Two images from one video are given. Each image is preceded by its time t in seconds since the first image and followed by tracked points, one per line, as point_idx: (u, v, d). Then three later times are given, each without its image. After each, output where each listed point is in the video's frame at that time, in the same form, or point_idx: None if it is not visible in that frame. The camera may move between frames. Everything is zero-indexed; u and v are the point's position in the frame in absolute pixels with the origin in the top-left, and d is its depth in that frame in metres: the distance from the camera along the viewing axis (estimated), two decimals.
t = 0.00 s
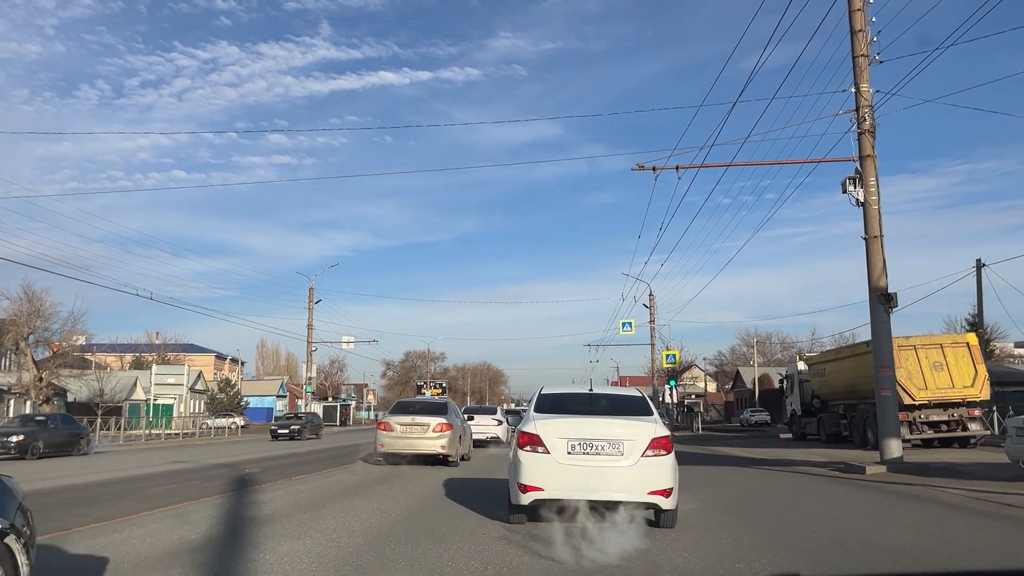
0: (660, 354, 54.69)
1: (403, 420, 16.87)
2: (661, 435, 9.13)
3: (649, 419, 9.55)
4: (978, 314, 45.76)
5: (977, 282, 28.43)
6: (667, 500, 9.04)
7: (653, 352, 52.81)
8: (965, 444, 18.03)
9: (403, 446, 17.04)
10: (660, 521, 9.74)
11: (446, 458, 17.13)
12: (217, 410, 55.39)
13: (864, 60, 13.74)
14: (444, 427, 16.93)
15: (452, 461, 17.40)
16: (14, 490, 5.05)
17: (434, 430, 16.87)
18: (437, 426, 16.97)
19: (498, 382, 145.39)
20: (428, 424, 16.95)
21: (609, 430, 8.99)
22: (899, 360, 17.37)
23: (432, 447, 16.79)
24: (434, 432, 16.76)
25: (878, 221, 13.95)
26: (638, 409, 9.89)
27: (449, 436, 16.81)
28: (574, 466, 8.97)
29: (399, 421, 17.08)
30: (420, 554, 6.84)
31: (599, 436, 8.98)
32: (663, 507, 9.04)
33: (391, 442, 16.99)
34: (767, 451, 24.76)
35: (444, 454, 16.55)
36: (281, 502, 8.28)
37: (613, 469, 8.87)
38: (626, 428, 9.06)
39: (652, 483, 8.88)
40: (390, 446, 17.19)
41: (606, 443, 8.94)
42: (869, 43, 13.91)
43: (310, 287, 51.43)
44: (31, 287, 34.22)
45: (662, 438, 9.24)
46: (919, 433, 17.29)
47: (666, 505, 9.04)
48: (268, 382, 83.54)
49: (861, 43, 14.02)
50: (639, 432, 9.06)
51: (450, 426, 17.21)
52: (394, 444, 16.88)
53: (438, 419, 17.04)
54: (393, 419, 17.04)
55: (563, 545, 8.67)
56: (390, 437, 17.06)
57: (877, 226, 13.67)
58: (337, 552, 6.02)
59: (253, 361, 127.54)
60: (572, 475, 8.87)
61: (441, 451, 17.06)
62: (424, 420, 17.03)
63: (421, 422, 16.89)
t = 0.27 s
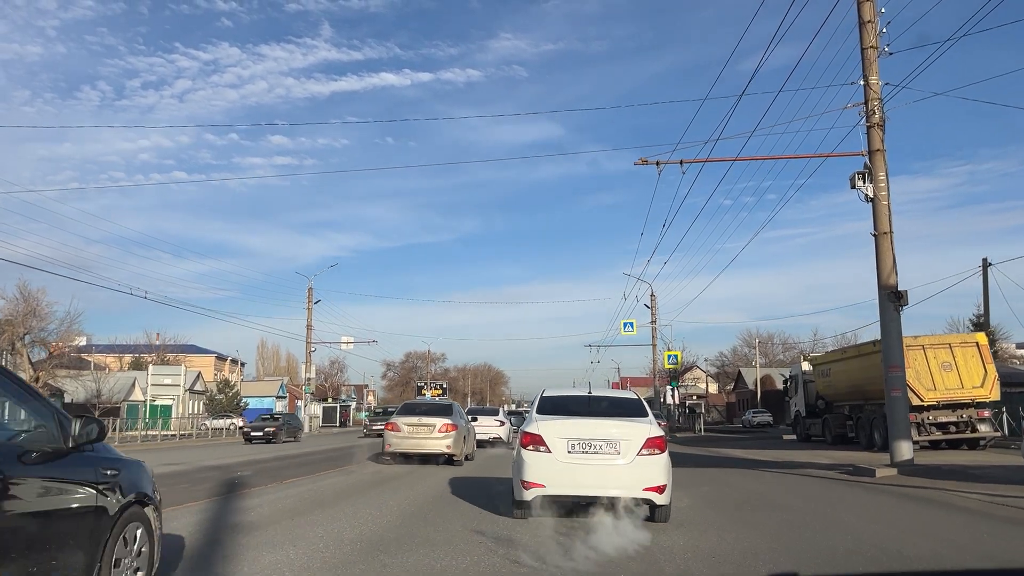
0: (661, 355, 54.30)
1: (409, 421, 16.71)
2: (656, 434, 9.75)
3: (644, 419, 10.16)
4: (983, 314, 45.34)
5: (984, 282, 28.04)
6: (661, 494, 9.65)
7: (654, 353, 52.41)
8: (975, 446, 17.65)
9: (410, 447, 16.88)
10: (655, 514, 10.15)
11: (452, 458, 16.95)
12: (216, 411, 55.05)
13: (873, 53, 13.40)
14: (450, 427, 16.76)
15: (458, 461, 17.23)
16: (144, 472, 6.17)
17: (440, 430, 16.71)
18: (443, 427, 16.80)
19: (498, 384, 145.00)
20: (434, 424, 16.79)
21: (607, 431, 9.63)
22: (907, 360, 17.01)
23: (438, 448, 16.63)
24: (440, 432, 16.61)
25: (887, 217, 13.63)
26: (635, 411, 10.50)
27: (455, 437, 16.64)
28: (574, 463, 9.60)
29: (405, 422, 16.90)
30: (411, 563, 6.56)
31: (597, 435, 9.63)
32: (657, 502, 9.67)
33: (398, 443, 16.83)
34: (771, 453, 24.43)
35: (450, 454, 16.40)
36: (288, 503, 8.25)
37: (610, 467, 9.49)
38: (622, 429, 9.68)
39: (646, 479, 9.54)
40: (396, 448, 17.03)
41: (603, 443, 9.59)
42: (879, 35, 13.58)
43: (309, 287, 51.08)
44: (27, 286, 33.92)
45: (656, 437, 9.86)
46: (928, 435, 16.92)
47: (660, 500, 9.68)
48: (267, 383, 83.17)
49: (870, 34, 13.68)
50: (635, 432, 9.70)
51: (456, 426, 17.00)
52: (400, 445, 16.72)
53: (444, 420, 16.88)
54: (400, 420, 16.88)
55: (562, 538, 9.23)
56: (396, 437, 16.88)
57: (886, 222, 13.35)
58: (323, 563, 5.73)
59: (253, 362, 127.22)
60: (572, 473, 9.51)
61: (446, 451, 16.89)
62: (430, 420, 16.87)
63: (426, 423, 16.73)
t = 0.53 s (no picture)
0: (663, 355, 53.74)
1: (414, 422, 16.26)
2: (654, 434, 9.72)
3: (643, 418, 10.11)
4: (989, 314, 44.77)
5: (993, 280, 27.55)
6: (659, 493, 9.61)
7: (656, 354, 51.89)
8: (988, 448, 17.18)
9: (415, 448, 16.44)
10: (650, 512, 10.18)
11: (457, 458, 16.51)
12: (214, 412, 54.51)
13: (885, 40, 12.92)
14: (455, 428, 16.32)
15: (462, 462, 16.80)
16: (214, 467, 7.28)
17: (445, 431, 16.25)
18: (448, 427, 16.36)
19: (498, 384, 144.42)
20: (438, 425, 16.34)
21: (606, 431, 9.63)
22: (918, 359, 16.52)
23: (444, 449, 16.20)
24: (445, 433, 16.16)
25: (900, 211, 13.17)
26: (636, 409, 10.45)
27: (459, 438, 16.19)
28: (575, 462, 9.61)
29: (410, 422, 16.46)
30: None
31: (595, 435, 9.62)
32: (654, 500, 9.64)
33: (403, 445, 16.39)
34: (776, 455, 23.94)
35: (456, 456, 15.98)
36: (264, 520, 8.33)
37: (608, 465, 9.49)
38: (620, 428, 9.68)
39: (646, 478, 9.52)
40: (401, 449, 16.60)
41: (602, 442, 9.57)
42: (891, 21, 13.10)
43: (308, 287, 50.53)
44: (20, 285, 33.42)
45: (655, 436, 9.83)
46: (940, 437, 16.44)
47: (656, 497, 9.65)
48: (266, 384, 82.60)
49: (882, 21, 13.21)
50: (633, 431, 9.68)
51: (461, 426, 16.55)
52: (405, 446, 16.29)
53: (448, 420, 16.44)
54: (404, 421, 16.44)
55: (563, 538, 9.26)
56: (401, 437, 16.46)
57: (899, 216, 12.87)
58: None
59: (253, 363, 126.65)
60: (572, 471, 9.51)
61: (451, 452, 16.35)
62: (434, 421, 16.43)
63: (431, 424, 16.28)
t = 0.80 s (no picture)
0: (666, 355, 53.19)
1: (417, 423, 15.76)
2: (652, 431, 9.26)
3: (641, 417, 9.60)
4: (996, 312, 44.17)
5: (1003, 276, 26.98)
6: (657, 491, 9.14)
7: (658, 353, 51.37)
8: (1003, 449, 16.63)
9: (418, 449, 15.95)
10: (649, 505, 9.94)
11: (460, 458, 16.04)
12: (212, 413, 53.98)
13: (901, 24, 12.39)
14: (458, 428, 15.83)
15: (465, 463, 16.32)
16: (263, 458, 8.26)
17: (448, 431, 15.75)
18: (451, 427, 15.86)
19: (499, 385, 143.85)
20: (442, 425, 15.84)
21: (605, 429, 9.16)
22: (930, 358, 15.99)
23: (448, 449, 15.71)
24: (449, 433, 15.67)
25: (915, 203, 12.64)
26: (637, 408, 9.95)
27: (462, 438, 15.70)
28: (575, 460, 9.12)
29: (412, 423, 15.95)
30: None
31: (593, 433, 9.13)
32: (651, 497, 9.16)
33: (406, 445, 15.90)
34: (782, 456, 23.44)
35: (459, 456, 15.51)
36: (265, 522, 8.21)
37: (608, 464, 9.02)
38: (618, 426, 9.19)
39: (645, 475, 9.04)
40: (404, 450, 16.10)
41: (601, 441, 9.09)
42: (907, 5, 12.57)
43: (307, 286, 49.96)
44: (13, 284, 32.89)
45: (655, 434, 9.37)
46: (953, 438, 15.91)
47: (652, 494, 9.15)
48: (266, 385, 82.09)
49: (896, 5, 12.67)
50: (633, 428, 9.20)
51: (464, 426, 16.06)
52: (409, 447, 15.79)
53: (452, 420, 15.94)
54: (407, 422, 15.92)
55: (564, 539, 8.82)
56: (406, 437, 15.96)
57: (915, 208, 12.35)
58: None
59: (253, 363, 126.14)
60: (572, 470, 8.99)
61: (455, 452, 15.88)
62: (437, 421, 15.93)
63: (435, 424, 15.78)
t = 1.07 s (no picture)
0: (668, 355, 52.56)
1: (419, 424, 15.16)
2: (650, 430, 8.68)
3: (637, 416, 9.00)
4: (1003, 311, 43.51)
5: (1015, 274, 26.34)
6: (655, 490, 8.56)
7: (660, 353, 50.77)
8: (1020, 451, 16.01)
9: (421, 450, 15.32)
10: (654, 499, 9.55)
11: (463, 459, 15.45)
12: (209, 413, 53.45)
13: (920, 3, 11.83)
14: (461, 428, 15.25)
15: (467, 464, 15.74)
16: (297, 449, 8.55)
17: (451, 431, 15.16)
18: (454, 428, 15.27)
19: (499, 385, 143.23)
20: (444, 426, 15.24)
21: (603, 428, 8.57)
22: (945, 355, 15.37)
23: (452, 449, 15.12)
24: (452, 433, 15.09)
25: (934, 191, 12.07)
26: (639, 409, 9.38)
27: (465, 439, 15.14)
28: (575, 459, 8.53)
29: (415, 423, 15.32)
30: None
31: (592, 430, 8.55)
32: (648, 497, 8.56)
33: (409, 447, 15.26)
34: (789, 457, 22.82)
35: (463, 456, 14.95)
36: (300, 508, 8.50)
37: (607, 462, 8.44)
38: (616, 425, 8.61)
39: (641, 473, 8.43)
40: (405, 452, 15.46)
41: (601, 440, 8.50)
42: None
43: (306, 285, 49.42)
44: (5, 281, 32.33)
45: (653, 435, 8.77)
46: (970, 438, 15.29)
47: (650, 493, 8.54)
48: (265, 385, 81.52)
49: None
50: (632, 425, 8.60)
51: (466, 426, 15.46)
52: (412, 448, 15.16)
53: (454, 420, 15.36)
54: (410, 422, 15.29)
55: (567, 539, 8.32)
56: (408, 437, 15.32)
57: (935, 195, 11.78)
58: None
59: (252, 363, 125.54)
60: (571, 469, 8.42)
61: (457, 453, 15.30)
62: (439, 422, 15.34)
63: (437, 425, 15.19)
